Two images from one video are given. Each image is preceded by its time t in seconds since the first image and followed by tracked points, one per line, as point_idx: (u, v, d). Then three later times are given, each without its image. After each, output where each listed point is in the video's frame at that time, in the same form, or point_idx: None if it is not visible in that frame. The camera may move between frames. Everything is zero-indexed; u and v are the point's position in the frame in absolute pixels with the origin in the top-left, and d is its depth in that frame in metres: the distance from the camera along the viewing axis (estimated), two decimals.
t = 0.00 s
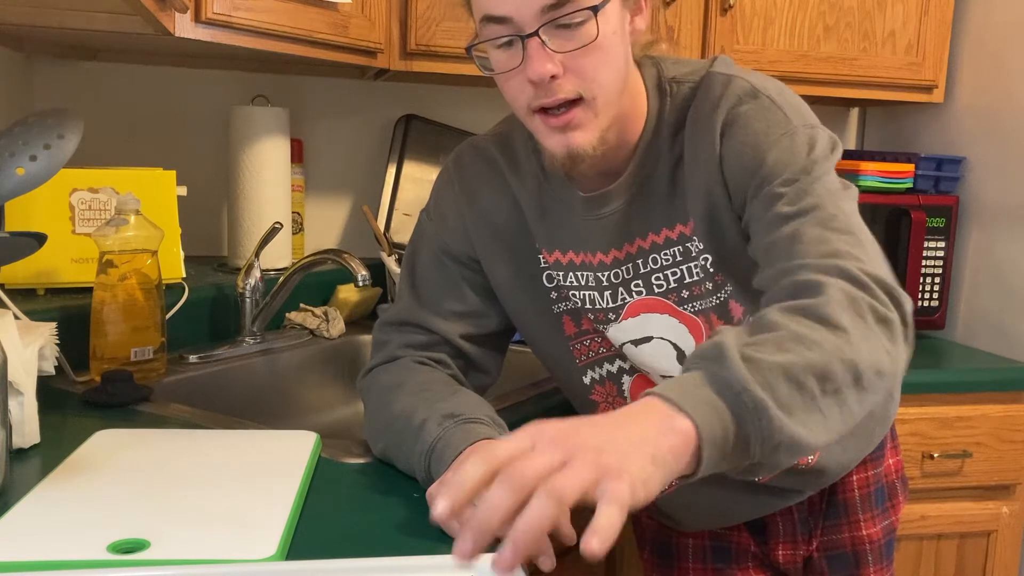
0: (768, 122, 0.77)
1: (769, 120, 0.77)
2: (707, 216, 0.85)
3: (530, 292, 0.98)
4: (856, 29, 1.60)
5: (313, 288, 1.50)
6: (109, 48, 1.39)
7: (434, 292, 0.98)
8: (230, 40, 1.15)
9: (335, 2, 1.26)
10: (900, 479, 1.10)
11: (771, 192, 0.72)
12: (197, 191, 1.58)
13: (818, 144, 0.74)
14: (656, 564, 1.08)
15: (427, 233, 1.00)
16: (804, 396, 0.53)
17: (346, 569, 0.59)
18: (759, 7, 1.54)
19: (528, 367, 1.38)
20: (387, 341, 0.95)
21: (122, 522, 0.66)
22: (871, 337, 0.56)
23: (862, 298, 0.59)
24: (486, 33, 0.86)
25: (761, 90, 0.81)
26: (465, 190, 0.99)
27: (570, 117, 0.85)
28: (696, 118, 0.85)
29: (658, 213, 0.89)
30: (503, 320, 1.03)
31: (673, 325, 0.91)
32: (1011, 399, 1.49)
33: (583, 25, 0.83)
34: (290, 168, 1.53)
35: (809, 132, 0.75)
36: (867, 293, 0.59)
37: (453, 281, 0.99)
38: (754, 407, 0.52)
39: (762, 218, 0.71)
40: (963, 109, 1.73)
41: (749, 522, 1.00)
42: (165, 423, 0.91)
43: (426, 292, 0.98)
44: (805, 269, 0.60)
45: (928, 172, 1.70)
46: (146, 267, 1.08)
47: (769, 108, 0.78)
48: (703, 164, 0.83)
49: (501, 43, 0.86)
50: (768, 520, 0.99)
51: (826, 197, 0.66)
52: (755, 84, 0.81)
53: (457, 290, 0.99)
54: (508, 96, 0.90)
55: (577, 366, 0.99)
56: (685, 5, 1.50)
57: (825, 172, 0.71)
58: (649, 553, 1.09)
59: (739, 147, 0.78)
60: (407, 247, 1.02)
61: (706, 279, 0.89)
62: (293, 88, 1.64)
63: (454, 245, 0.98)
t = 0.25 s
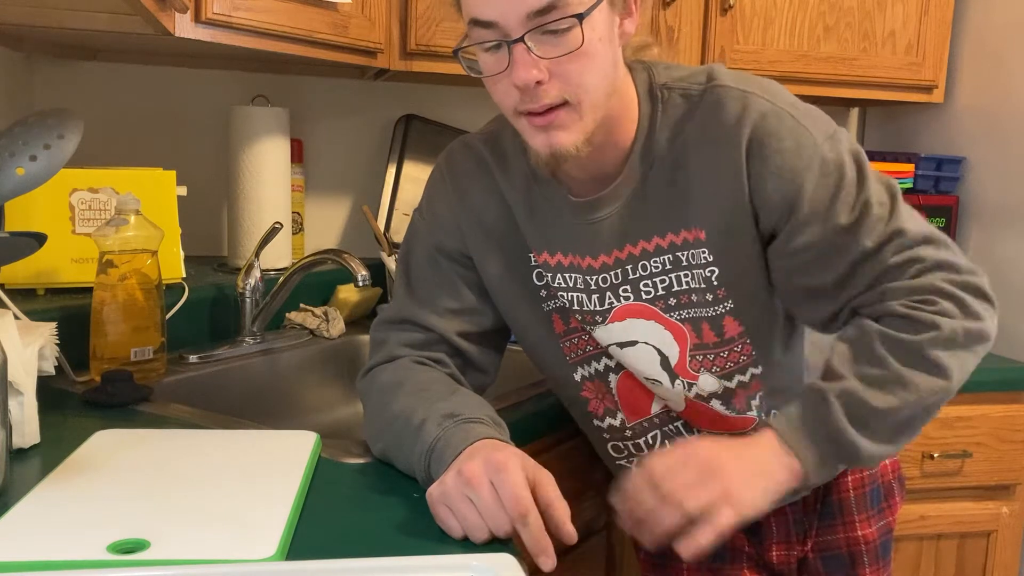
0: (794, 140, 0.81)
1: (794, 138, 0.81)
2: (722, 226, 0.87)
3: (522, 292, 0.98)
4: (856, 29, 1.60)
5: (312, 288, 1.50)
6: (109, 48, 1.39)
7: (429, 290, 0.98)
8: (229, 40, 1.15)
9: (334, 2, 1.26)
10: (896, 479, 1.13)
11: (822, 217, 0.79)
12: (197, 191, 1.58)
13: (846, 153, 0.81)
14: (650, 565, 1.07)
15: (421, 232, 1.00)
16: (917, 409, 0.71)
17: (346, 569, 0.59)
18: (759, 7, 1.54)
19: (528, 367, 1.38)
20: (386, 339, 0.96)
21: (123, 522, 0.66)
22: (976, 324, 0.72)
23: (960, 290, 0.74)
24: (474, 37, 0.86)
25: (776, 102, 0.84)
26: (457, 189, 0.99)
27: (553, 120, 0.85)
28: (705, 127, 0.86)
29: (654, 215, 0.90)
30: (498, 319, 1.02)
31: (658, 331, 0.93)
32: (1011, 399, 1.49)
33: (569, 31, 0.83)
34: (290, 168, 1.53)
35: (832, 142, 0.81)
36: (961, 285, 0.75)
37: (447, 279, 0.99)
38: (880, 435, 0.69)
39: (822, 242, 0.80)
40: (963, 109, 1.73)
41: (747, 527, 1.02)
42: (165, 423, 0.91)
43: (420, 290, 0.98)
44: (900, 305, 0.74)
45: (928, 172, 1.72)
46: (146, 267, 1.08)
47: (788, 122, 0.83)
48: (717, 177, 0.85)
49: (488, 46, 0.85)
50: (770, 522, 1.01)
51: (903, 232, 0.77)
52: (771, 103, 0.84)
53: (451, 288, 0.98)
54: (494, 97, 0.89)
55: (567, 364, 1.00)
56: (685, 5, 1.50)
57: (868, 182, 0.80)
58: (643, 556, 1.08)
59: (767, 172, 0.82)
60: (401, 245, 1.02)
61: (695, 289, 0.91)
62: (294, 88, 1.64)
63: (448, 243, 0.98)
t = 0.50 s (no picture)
0: (811, 147, 0.85)
1: (811, 146, 0.85)
2: (737, 230, 0.88)
3: (525, 292, 0.98)
4: (856, 29, 1.60)
5: (313, 288, 1.50)
6: (109, 48, 1.39)
7: (430, 292, 0.97)
8: (229, 40, 1.15)
9: (334, 2, 1.26)
10: (896, 479, 1.13)
11: (842, 219, 0.87)
12: (197, 191, 1.58)
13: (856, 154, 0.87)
14: (649, 564, 1.16)
15: (421, 233, 0.99)
16: (907, 393, 0.96)
17: (346, 569, 0.59)
18: (759, 7, 1.54)
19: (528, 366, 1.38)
20: (385, 340, 0.96)
21: (124, 522, 0.66)
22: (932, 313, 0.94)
23: (924, 285, 0.93)
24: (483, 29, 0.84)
25: (790, 107, 0.87)
26: (458, 189, 0.98)
27: (567, 112, 0.83)
28: (721, 132, 0.87)
29: (665, 216, 0.89)
30: (497, 319, 1.02)
31: (665, 332, 0.93)
32: (1011, 399, 1.49)
33: (582, 20, 0.81)
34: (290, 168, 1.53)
35: (844, 145, 0.87)
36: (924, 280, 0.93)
37: (448, 280, 0.98)
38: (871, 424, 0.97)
39: (838, 241, 0.88)
40: (962, 109, 1.74)
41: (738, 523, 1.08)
42: (165, 423, 0.91)
43: (420, 291, 0.97)
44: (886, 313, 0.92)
45: (929, 172, 1.72)
46: (146, 267, 1.08)
47: (804, 128, 0.86)
48: (736, 185, 0.86)
49: (499, 38, 0.83)
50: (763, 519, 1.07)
51: (903, 243, 0.89)
52: (790, 113, 0.87)
53: (452, 288, 0.98)
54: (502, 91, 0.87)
55: (573, 363, 0.99)
56: (685, 5, 1.50)
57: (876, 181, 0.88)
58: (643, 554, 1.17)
59: (791, 181, 0.85)
60: (400, 246, 1.01)
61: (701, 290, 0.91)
62: (294, 88, 1.64)
63: (449, 244, 0.97)
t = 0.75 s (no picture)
0: (818, 154, 0.85)
1: (819, 152, 0.85)
2: (744, 234, 0.87)
3: (529, 293, 0.98)
4: (856, 29, 1.60)
5: (313, 288, 1.50)
6: (109, 48, 1.39)
7: (434, 292, 0.97)
8: (229, 40, 1.15)
9: (334, 2, 1.26)
10: (899, 479, 1.13)
11: (844, 228, 0.86)
12: (198, 192, 1.58)
13: (862, 166, 0.87)
14: (651, 564, 1.15)
15: (425, 233, 0.99)
16: (894, 426, 0.96)
17: (346, 569, 0.59)
18: (759, 7, 1.54)
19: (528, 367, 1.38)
20: (386, 340, 0.96)
21: (124, 521, 0.66)
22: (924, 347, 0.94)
23: (921, 315, 0.92)
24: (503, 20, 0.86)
25: (801, 113, 0.87)
26: (465, 190, 0.98)
27: (591, 97, 0.83)
28: (732, 135, 0.87)
29: (675, 220, 0.90)
30: (501, 320, 1.02)
31: (669, 332, 0.93)
32: (1011, 399, 1.49)
33: (607, 7, 0.83)
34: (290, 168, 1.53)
35: (851, 156, 0.87)
36: (921, 309, 0.92)
37: (453, 281, 0.98)
38: (856, 454, 0.97)
39: (840, 251, 0.88)
40: (962, 109, 1.73)
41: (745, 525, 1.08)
42: (165, 423, 0.91)
43: (423, 292, 0.97)
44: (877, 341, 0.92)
45: (929, 172, 1.72)
46: (146, 267, 1.08)
47: (814, 134, 0.86)
48: (743, 187, 0.86)
49: (521, 27, 0.85)
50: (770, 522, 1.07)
51: (907, 263, 0.89)
52: (801, 121, 0.87)
53: (455, 289, 0.98)
54: (521, 86, 0.87)
55: (571, 364, 0.99)
56: (685, 5, 1.50)
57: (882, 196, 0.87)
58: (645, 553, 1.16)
59: (797, 185, 0.85)
60: (405, 245, 1.01)
61: (708, 292, 0.91)
62: (294, 88, 1.64)
63: (454, 245, 0.97)
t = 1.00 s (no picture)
0: (821, 163, 0.85)
1: (823, 161, 0.85)
2: (745, 241, 0.87)
3: (529, 296, 0.98)
4: (856, 30, 1.60)
5: (312, 288, 1.50)
6: (109, 49, 1.39)
7: (434, 295, 0.97)
8: (229, 40, 1.15)
9: (334, 2, 1.26)
10: (899, 479, 1.13)
11: (844, 238, 0.86)
12: (198, 192, 1.59)
13: (863, 177, 0.87)
14: (649, 562, 1.15)
15: (426, 233, 0.99)
16: (884, 444, 0.96)
17: (345, 569, 0.59)
18: (759, 7, 1.54)
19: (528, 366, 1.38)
20: (386, 341, 0.97)
21: (124, 521, 0.66)
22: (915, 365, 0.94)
23: (914, 329, 0.93)
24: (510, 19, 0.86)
25: (806, 121, 0.87)
26: (467, 192, 0.98)
27: (595, 102, 0.83)
28: (735, 141, 0.87)
29: (677, 224, 0.89)
30: (502, 321, 1.02)
31: (669, 336, 0.93)
32: (1011, 399, 1.49)
33: (612, 10, 0.84)
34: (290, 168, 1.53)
35: (853, 165, 0.86)
36: (914, 324, 0.93)
37: (453, 283, 0.98)
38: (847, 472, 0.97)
39: (837, 261, 0.88)
40: (963, 109, 1.73)
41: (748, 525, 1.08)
42: (165, 423, 0.91)
43: (424, 292, 0.98)
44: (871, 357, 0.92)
45: (928, 172, 1.71)
46: (146, 267, 1.08)
47: (818, 143, 0.86)
48: (746, 194, 0.86)
49: (525, 28, 0.85)
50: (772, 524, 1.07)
51: (903, 277, 0.90)
52: (805, 128, 0.86)
53: (456, 291, 0.98)
54: (525, 87, 0.87)
55: (572, 365, 0.99)
56: (685, 5, 1.50)
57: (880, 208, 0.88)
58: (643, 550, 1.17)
59: (800, 193, 0.84)
60: (406, 245, 1.01)
61: (709, 297, 0.90)
62: (294, 88, 1.64)
63: (454, 246, 0.97)
